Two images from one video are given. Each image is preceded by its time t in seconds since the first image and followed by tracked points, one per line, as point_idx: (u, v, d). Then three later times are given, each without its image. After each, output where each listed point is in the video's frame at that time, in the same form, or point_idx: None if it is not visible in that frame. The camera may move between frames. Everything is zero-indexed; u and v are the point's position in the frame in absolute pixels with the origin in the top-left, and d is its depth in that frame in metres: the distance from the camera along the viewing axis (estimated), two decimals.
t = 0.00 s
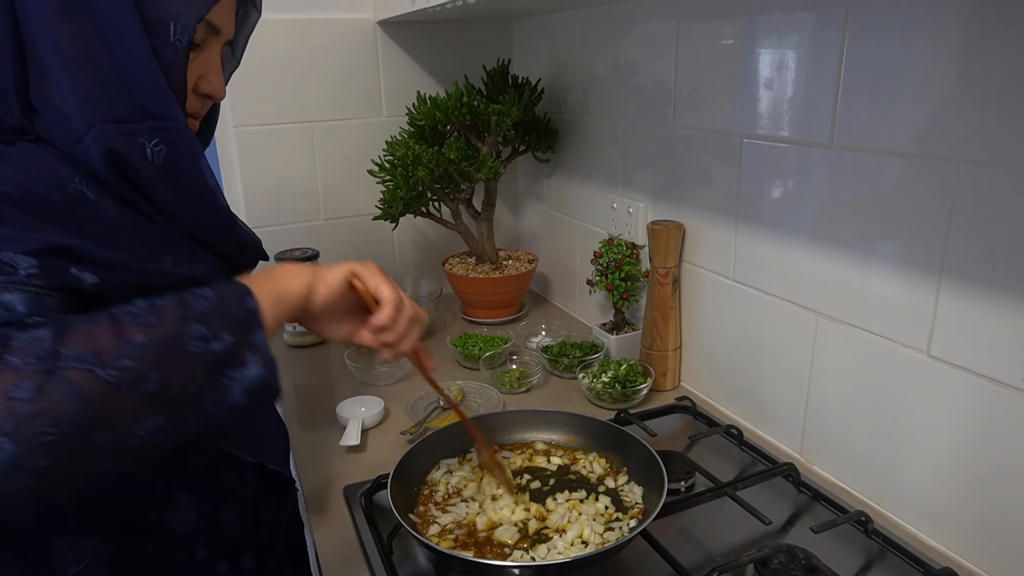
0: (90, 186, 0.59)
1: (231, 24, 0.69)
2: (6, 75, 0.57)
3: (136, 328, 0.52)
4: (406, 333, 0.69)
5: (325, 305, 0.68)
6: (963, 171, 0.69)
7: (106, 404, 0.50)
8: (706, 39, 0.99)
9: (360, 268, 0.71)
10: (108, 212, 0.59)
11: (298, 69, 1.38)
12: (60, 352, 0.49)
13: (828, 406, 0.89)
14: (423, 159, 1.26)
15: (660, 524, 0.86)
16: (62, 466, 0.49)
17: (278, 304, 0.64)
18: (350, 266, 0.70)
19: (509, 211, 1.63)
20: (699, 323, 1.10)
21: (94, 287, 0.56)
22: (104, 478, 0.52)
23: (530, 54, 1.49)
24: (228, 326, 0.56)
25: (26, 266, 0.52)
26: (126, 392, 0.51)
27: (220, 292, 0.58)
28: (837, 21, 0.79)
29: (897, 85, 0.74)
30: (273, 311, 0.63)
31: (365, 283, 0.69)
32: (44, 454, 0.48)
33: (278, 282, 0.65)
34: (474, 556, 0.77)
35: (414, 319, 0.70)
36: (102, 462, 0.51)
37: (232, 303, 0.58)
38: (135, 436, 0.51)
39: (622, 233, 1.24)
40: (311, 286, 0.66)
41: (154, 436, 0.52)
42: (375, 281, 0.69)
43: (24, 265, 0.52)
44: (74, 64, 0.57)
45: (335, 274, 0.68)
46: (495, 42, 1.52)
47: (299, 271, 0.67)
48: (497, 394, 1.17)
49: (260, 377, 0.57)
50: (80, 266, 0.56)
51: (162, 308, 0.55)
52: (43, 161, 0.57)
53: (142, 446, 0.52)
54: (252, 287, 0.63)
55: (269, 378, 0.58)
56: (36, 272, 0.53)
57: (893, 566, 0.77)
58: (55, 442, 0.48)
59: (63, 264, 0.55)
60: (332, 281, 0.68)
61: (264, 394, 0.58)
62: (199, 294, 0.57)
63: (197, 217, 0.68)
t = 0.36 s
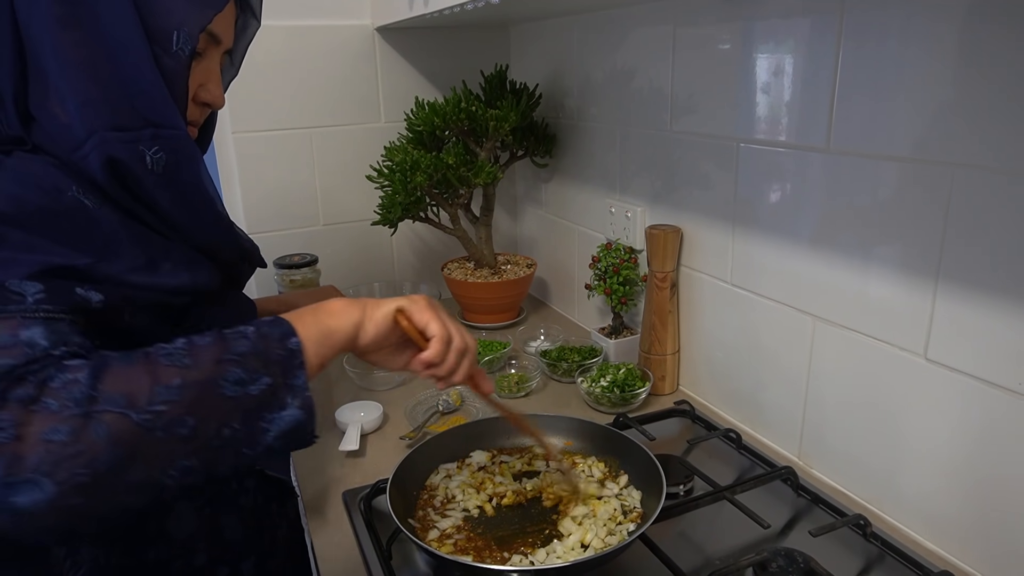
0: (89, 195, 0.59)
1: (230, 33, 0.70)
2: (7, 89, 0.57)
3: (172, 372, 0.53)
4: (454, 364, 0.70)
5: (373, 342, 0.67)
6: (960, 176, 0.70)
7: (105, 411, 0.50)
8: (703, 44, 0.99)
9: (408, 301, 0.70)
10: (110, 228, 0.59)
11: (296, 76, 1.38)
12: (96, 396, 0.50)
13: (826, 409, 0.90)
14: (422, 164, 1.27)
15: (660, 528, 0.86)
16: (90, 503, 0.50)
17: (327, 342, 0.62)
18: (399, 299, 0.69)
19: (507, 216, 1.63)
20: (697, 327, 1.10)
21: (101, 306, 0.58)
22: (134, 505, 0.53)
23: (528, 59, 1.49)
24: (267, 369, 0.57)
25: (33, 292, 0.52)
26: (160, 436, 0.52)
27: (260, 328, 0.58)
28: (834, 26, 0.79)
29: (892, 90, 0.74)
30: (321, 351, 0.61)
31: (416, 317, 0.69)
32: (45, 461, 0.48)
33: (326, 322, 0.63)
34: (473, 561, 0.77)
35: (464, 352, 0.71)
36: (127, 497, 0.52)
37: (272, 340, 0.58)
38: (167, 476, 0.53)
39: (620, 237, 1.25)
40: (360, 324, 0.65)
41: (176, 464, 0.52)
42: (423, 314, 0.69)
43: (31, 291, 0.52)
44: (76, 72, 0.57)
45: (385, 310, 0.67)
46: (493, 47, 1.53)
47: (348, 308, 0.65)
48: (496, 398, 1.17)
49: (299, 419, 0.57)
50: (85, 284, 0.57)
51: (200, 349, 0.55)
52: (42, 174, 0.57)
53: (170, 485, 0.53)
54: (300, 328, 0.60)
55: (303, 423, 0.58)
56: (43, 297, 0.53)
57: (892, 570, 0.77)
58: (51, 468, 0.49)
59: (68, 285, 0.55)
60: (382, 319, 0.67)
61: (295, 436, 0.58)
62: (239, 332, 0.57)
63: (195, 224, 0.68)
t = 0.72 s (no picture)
0: (94, 198, 0.58)
1: (238, 43, 0.70)
2: (13, 95, 0.58)
3: (221, 365, 0.54)
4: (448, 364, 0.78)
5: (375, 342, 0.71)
6: (961, 177, 0.70)
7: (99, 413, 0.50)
8: (704, 47, 0.99)
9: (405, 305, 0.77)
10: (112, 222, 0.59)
11: (297, 78, 1.38)
12: (161, 386, 0.51)
13: (827, 412, 0.89)
14: (423, 166, 1.26)
15: (660, 530, 0.85)
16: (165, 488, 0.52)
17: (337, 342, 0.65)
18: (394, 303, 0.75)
19: (508, 218, 1.63)
20: (698, 329, 1.10)
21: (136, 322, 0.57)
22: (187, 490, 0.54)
23: (528, 61, 1.49)
24: (296, 365, 0.58)
25: (78, 299, 0.51)
26: (216, 425, 0.53)
27: (289, 329, 0.60)
28: (833, 29, 0.80)
29: (894, 93, 0.74)
30: (332, 344, 0.64)
31: (412, 319, 0.76)
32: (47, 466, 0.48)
33: (335, 322, 0.66)
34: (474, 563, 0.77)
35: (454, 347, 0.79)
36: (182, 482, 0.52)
37: (298, 338, 0.60)
38: (217, 461, 0.54)
39: (620, 240, 1.25)
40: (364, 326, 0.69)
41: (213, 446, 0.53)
42: (422, 316, 0.77)
43: (76, 299, 0.51)
44: (84, 77, 0.57)
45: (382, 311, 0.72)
46: (493, 49, 1.53)
47: (351, 309, 0.69)
48: (496, 400, 1.17)
49: (320, 411, 0.59)
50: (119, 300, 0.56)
51: (239, 344, 0.57)
52: (46, 179, 0.56)
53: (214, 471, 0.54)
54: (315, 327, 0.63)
55: (327, 415, 0.59)
56: (88, 306, 0.51)
57: (893, 573, 0.76)
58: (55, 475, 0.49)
59: (107, 299, 0.54)
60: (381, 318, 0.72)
61: (322, 429, 0.59)
62: (267, 329, 0.59)
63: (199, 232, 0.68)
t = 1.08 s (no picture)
0: (83, 196, 0.58)
1: (239, 47, 0.70)
2: (12, 94, 0.57)
3: (94, 302, 0.49)
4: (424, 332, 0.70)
5: (330, 292, 0.62)
6: (958, 180, 0.70)
7: (72, 408, 0.47)
8: (703, 49, 0.99)
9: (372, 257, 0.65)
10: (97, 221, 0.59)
11: (296, 79, 1.38)
12: (7, 320, 0.47)
13: (826, 414, 0.89)
14: (421, 168, 1.26)
15: (658, 532, 0.85)
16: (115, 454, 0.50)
17: (279, 289, 0.57)
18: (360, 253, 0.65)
19: (506, 219, 1.63)
20: (696, 331, 1.10)
21: (61, 267, 0.55)
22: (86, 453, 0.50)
23: (527, 63, 1.49)
24: (207, 306, 0.52)
25: None
26: (78, 366, 0.47)
27: (201, 268, 0.54)
28: (832, 31, 0.80)
29: (892, 95, 0.74)
30: (274, 293, 0.57)
31: (377, 274, 0.64)
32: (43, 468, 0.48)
33: (278, 268, 0.58)
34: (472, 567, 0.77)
35: (418, 317, 0.65)
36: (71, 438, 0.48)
37: (215, 280, 0.53)
38: (91, 415, 0.48)
39: (619, 241, 1.25)
40: (315, 273, 0.60)
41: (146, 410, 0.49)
42: (388, 272, 0.64)
43: None
44: (85, 76, 0.57)
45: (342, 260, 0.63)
46: (492, 51, 1.53)
47: (304, 254, 0.61)
48: (495, 402, 1.17)
49: (242, 361, 0.52)
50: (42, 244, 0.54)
51: (131, 283, 0.51)
52: (36, 172, 0.56)
53: (97, 426, 0.48)
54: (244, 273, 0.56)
55: (253, 365, 0.53)
56: None
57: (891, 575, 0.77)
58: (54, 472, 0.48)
59: (20, 244, 0.53)
60: (342, 268, 0.63)
61: (244, 380, 0.52)
62: (176, 269, 0.53)
63: (193, 231, 0.69)
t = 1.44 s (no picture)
0: (75, 196, 0.58)
1: (228, 44, 0.69)
2: None
3: (167, 294, 0.50)
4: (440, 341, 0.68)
5: (354, 306, 0.62)
6: (953, 182, 0.70)
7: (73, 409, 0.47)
8: (699, 50, 1.00)
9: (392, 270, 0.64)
10: (89, 216, 0.58)
11: (293, 79, 1.38)
12: (92, 305, 0.48)
13: (821, 414, 0.90)
14: (418, 168, 1.27)
15: (654, 532, 0.85)
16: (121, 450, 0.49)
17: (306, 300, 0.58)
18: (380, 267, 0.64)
19: (503, 219, 1.63)
20: (693, 332, 1.11)
21: (87, 265, 0.56)
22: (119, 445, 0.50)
23: (524, 64, 1.49)
24: (258, 306, 0.53)
25: (17, 239, 0.50)
26: (155, 351, 0.48)
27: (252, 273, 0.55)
28: (827, 32, 0.80)
29: (887, 96, 0.74)
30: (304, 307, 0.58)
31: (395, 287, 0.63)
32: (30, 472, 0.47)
33: (308, 280, 0.59)
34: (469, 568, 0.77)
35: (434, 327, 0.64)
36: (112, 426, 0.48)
37: (264, 285, 0.55)
38: (162, 398, 0.49)
39: (616, 242, 1.25)
40: (341, 287, 0.61)
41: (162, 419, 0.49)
42: (406, 285, 0.63)
43: (15, 240, 0.49)
44: (68, 78, 0.57)
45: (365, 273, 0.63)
46: (488, 51, 1.53)
47: (330, 269, 0.61)
48: (491, 403, 1.17)
49: (288, 358, 0.53)
50: (66, 245, 0.55)
51: (194, 282, 0.52)
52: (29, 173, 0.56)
53: (167, 409, 0.49)
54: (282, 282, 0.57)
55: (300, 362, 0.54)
56: (27, 246, 0.50)
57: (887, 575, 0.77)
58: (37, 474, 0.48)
59: (51, 241, 0.54)
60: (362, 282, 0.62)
61: (291, 377, 0.54)
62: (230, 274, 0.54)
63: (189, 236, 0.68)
